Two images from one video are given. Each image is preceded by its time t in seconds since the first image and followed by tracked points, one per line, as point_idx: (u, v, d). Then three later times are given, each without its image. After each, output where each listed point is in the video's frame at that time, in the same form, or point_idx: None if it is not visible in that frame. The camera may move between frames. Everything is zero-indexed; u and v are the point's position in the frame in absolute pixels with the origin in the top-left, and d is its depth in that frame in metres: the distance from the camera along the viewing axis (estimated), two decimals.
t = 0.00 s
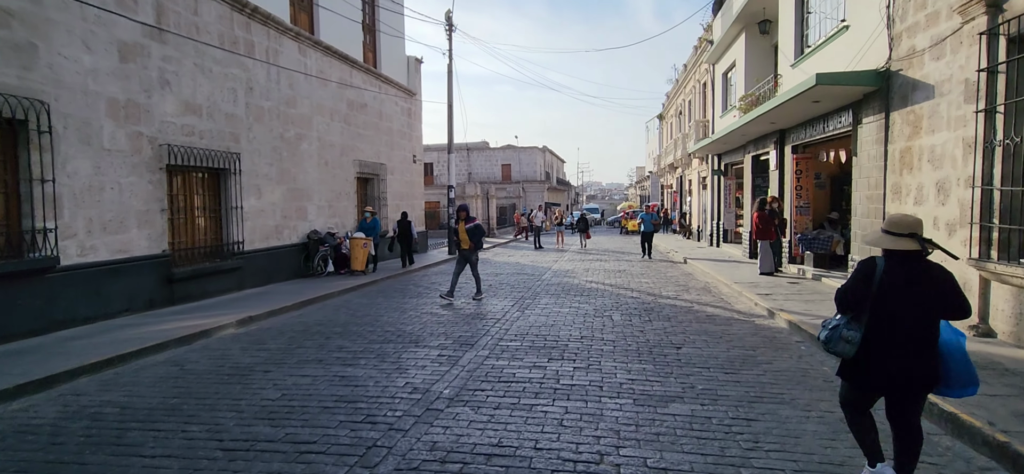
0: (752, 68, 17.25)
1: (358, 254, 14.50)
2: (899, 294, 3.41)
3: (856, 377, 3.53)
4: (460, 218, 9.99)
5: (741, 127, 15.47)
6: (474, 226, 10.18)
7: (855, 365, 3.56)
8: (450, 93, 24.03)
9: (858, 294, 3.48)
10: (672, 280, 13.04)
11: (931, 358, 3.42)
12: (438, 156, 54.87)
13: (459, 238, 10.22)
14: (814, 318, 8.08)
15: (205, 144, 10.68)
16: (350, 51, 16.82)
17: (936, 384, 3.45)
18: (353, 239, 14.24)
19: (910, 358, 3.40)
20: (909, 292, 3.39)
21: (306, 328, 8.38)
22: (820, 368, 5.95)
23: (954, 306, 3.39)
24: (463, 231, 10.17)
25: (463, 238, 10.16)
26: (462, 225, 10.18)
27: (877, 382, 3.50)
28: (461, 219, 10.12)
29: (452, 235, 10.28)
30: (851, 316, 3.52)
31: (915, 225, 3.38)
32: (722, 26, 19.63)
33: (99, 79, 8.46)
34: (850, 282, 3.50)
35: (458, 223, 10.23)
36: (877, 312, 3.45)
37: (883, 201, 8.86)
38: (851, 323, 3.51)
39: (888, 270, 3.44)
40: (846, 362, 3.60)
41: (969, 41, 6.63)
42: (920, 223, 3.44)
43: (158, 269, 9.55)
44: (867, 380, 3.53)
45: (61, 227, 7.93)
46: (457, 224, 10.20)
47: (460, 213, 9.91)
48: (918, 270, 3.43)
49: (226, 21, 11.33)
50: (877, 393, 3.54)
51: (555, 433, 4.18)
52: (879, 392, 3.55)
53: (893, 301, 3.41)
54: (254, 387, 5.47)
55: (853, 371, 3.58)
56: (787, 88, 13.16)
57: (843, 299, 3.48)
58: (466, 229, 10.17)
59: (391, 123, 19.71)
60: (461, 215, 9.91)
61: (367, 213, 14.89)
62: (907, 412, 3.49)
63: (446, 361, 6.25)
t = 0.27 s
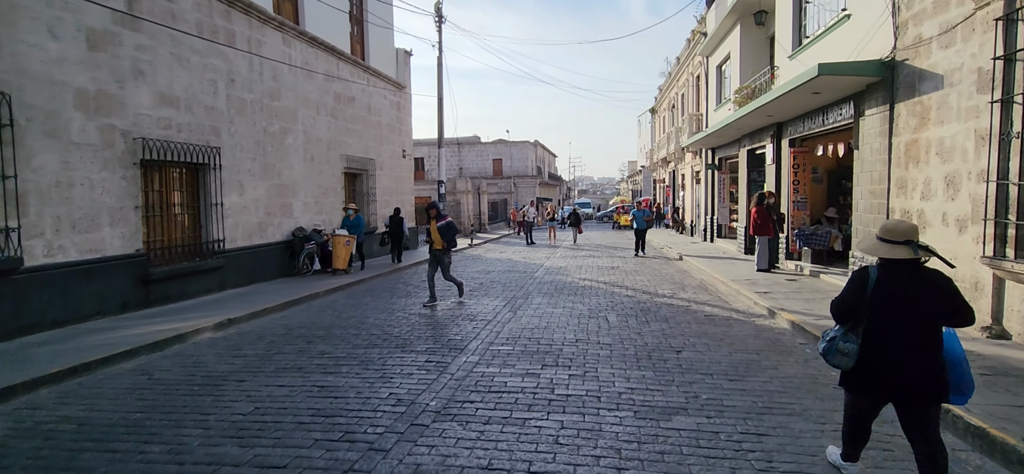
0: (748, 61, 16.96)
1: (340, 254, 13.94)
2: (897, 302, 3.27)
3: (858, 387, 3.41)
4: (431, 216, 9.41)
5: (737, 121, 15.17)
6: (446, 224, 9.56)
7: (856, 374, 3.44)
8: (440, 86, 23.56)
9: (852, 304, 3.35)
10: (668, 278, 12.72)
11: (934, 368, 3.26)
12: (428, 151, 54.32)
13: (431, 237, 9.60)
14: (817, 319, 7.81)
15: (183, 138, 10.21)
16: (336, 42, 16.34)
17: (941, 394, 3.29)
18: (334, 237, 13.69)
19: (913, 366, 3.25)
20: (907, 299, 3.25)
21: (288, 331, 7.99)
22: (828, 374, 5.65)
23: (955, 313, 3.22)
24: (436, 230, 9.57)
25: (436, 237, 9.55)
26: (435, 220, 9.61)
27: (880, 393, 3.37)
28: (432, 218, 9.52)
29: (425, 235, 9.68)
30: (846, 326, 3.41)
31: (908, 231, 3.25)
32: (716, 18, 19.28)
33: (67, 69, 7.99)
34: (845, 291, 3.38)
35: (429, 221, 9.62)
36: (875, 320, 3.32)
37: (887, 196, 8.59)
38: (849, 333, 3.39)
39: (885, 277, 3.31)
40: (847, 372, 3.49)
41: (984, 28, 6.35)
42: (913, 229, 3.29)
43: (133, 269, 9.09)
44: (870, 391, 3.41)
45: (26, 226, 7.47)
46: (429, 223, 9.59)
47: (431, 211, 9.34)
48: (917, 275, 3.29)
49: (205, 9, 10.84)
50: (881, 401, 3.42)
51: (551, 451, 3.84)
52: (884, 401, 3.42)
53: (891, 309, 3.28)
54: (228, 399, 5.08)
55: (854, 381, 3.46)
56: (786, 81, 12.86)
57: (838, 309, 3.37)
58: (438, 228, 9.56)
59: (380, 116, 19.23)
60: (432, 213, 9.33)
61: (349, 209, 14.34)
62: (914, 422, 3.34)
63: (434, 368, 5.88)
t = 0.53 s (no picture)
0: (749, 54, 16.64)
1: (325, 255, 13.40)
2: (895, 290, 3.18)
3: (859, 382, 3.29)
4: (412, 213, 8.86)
5: (739, 115, 14.85)
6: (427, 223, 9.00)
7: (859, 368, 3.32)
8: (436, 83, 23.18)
9: (849, 293, 3.27)
10: (670, 276, 12.39)
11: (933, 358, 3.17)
12: (425, 149, 53.89)
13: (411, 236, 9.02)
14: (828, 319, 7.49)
15: (166, 134, 9.85)
16: (328, 36, 15.96)
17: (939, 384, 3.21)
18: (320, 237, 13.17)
19: (913, 356, 3.16)
20: (907, 289, 3.15)
21: (275, 335, 7.65)
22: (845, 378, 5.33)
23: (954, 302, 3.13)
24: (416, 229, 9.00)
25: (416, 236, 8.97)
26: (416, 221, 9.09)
27: (881, 387, 3.25)
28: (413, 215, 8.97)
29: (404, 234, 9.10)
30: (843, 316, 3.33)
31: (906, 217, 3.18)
32: (716, 10, 18.95)
33: (39, 60, 7.62)
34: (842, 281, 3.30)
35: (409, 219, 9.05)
36: (875, 311, 3.21)
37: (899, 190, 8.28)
38: (846, 324, 3.31)
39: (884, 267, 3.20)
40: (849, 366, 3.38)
41: (1006, 11, 6.09)
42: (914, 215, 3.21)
43: (113, 270, 8.72)
44: (871, 385, 3.29)
45: None
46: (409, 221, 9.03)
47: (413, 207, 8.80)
48: (916, 265, 3.18)
49: None
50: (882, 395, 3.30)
51: (553, 469, 3.51)
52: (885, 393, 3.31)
53: (891, 299, 3.17)
54: (203, 411, 4.73)
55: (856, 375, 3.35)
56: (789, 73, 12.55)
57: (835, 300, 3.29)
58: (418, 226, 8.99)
59: (374, 113, 18.87)
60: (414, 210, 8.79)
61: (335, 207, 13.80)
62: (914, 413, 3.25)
63: (427, 375, 5.54)
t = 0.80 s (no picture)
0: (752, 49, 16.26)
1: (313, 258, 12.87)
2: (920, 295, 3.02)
3: (880, 392, 3.14)
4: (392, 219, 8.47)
5: (743, 112, 14.48)
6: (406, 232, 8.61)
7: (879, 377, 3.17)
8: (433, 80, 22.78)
9: (874, 298, 3.10)
10: (675, 277, 12.03)
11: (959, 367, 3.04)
12: (423, 148, 53.48)
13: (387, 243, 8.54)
14: (844, 323, 7.12)
15: (149, 133, 9.46)
16: (321, 33, 15.56)
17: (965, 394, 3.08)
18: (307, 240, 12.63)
19: (939, 365, 3.01)
20: (933, 294, 3.00)
21: (263, 343, 7.27)
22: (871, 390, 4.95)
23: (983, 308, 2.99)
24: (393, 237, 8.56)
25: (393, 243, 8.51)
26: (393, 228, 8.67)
27: (905, 396, 3.10)
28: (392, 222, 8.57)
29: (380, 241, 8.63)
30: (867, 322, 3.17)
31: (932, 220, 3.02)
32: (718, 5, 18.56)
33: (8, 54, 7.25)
34: (865, 285, 3.14)
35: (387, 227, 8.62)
36: (899, 318, 3.06)
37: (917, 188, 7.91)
38: (870, 330, 3.15)
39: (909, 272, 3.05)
40: (869, 376, 3.23)
41: None
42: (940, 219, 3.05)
43: (94, 275, 8.33)
44: (894, 395, 3.13)
45: None
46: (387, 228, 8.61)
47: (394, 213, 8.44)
48: (943, 270, 3.03)
49: None
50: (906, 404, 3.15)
51: None
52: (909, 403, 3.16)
53: (916, 305, 3.02)
54: (176, 432, 4.35)
55: (877, 385, 3.20)
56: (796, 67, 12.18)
57: (858, 305, 3.13)
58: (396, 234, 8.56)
59: (369, 111, 18.47)
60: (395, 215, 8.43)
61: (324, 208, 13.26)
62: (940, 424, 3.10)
63: (421, 389, 5.16)
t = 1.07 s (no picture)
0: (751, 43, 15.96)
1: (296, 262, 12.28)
2: (955, 286, 2.97)
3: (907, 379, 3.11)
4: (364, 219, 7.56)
5: (743, 107, 14.18)
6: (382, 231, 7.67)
7: (905, 366, 3.13)
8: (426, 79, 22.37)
9: (909, 287, 3.03)
10: (677, 278, 11.68)
11: (989, 360, 3.02)
12: (416, 149, 53.03)
13: (362, 245, 7.68)
14: (860, 324, 6.81)
15: (130, 133, 9.05)
16: (310, 30, 15.16)
17: (993, 388, 3.05)
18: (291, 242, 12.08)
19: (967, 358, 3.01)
20: (969, 286, 2.96)
21: (247, 353, 6.89)
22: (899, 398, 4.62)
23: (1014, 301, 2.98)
24: (368, 237, 7.66)
25: (367, 245, 7.63)
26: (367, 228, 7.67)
27: (930, 387, 3.08)
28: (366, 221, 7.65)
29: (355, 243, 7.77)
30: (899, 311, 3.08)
31: (969, 210, 2.97)
32: None
33: None
34: (898, 273, 3.08)
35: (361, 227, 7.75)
36: (932, 308, 3.01)
37: (930, 182, 7.61)
38: (901, 319, 3.07)
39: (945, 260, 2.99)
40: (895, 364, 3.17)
41: None
42: (973, 208, 3.02)
43: (70, 284, 7.92)
44: (920, 384, 3.10)
45: None
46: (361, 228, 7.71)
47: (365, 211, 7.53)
48: (978, 263, 2.99)
49: None
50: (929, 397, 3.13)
51: None
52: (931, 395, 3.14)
53: (949, 296, 2.97)
54: (147, 457, 3.96)
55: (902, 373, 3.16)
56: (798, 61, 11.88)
57: (890, 293, 3.06)
58: (371, 235, 7.66)
59: (361, 111, 18.06)
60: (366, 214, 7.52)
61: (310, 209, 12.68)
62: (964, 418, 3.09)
63: (417, 403, 4.80)
